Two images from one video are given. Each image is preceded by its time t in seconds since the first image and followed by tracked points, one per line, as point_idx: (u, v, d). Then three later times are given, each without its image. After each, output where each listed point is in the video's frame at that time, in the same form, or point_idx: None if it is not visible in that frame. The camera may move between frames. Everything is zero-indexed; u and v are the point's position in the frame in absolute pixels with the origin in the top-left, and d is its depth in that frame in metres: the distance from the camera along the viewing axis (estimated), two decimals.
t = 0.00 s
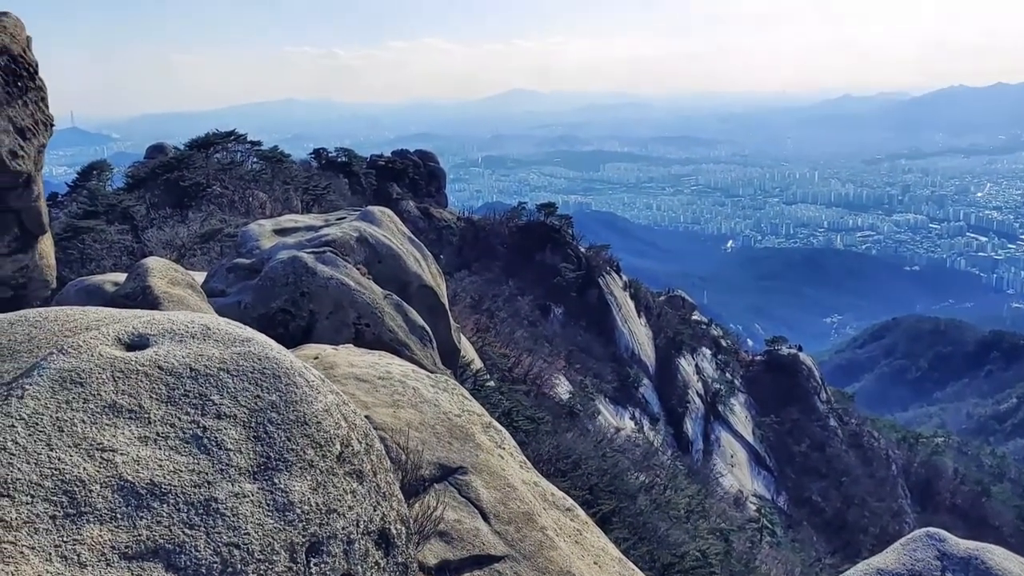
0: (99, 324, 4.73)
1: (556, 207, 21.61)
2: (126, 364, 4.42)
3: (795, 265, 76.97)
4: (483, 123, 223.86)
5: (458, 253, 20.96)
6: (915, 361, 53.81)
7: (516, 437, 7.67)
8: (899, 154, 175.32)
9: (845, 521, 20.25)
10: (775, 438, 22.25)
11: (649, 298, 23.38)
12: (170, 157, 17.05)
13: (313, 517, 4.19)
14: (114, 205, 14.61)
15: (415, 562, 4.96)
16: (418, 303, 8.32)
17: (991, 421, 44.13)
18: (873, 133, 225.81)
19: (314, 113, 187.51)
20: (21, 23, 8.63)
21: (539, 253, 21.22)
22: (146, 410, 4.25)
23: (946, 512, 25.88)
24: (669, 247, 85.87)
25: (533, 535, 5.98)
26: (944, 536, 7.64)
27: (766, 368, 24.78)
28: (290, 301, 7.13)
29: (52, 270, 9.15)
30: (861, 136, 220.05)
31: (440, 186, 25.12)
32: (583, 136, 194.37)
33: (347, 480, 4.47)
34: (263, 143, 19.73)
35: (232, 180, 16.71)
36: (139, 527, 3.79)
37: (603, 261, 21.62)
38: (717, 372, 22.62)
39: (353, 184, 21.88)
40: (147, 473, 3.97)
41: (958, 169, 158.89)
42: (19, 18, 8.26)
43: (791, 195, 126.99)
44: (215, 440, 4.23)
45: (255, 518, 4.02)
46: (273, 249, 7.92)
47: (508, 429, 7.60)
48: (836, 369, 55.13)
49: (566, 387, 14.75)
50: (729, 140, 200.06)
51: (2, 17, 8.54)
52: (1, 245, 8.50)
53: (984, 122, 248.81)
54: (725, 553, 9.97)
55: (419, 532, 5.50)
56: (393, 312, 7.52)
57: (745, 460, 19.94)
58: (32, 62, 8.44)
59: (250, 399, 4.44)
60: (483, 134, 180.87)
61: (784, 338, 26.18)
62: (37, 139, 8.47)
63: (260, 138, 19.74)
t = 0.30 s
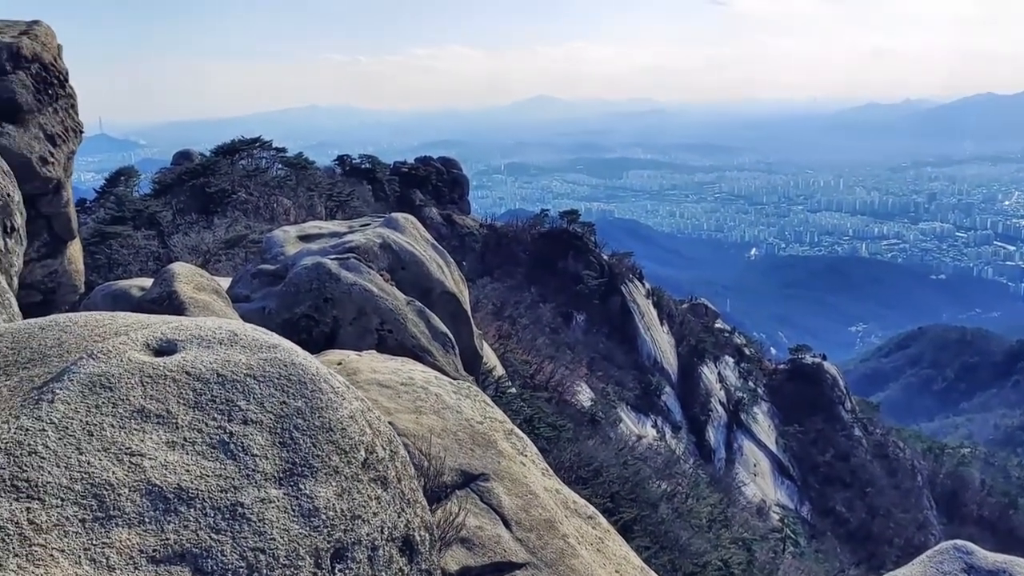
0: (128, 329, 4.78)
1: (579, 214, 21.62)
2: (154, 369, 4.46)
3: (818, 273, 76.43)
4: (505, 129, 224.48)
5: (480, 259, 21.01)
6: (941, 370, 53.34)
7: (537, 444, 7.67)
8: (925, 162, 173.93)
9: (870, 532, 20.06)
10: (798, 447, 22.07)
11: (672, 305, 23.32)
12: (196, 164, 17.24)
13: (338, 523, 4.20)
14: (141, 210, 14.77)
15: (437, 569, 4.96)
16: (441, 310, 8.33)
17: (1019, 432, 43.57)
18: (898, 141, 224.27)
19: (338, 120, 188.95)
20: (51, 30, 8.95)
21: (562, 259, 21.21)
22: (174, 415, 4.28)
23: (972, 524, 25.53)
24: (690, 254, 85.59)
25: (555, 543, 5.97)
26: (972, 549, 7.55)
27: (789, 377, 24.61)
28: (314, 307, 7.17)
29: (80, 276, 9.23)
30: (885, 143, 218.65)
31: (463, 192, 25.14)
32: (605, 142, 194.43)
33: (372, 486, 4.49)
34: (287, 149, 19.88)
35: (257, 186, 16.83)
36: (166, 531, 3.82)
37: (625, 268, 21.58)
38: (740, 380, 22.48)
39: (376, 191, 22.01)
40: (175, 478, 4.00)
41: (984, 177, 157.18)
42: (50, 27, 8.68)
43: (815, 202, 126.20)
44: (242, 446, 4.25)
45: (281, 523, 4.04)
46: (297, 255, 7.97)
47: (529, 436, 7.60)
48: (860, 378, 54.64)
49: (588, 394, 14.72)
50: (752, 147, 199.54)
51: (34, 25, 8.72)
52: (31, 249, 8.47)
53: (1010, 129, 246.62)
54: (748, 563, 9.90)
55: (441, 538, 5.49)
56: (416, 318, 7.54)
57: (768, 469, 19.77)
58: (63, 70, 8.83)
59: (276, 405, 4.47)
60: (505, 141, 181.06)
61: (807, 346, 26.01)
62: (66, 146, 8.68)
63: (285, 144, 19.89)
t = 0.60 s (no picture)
0: (156, 336, 4.81)
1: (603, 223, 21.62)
2: (182, 376, 4.48)
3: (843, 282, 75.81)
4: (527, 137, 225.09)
5: (503, 267, 21.04)
6: (970, 382, 52.79)
7: (559, 453, 7.65)
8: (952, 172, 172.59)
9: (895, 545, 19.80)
10: (823, 458, 21.86)
11: (695, 314, 23.22)
12: (222, 172, 17.41)
13: (363, 531, 4.21)
14: (168, 217, 14.93)
15: None
16: (465, 317, 8.35)
17: None
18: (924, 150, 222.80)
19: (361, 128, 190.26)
20: (82, 39, 9.08)
21: (585, 267, 21.18)
22: (201, 421, 4.30)
23: (999, 537, 25.16)
24: (713, 262, 85.22)
25: (577, 553, 5.95)
26: (1001, 563, 7.44)
27: (815, 387, 24.42)
28: (338, 314, 7.20)
29: (108, 281, 9.32)
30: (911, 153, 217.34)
31: (487, 200, 25.15)
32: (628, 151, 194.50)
33: (396, 495, 4.50)
34: (312, 157, 20.00)
35: (282, 194, 16.97)
36: (193, 537, 3.83)
37: (649, 277, 21.53)
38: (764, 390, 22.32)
39: (400, 199, 22.12)
40: (202, 484, 4.01)
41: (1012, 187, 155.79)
42: (80, 38, 8.80)
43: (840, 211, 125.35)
44: (268, 453, 4.27)
45: (306, 531, 4.05)
46: (322, 262, 8.01)
47: (552, 445, 7.59)
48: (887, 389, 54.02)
49: (611, 403, 14.68)
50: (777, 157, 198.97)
51: (64, 34, 8.85)
52: (59, 255, 8.56)
53: None
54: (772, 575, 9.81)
55: (465, 547, 5.48)
56: (440, 326, 7.55)
57: (793, 481, 19.58)
58: (94, 79, 8.97)
59: (302, 413, 4.48)
60: (528, 150, 181.33)
61: (833, 356, 25.80)
62: (96, 154, 8.81)
63: (310, 152, 20.02)
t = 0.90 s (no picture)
0: (179, 345, 4.84)
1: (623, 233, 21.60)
2: (204, 386, 4.50)
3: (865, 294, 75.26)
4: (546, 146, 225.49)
5: (523, 277, 21.05)
6: (993, 396, 51.99)
7: (579, 464, 7.62)
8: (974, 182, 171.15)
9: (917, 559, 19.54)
10: (845, 470, 21.65)
11: (715, 325, 23.13)
12: (244, 182, 17.54)
13: (384, 542, 4.20)
14: (190, 226, 15.05)
15: None
16: (484, 328, 8.35)
17: None
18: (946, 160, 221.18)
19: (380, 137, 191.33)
20: (108, 50, 9.18)
21: (604, 277, 21.16)
22: (223, 431, 4.32)
23: None
24: (732, 272, 84.87)
25: (596, 564, 5.91)
26: None
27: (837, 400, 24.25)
28: (358, 324, 7.22)
29: (131, 290, 9.38)
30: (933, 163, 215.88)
31: (506, 210, 25.17)
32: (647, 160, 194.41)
33: (417, 506, 4.50)
34: (333, 166, 20.11)
35: (303, 204, 17.07)
36: (215, 546, 3.83)
37: (669, 287, 21.46)
38: (785, 401, 22.17)
39: (420, 208, 22.20)
40: (224, 494, 4.02)
41: None
42: (106, 49, 8.91)
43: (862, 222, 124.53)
44: (289, 462, 4.28)
45: (327, 541, 4.04)
46: (342, 272, 8.04)
47: (571, 456, 7.55)
48: (909, 402, 53.46)
49: (631, 414, 14.61)
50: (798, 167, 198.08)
51: (91, 45, 8.96)
52: (84, 264, 8.64)
53: None
54: None
55: (483, 557, 5.39)
56: (459, 336, 7.56)
57: (814, 493, 19.39)
58: (119, 90, 9.07)
59: (324, 423, 4.50)
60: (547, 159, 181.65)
61: (855, 368, 25.59)
62: (121, 164, 8.90)
63: (330, 162, 20.14)
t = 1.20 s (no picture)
0: (201, 355, 4.86)
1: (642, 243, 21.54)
2: (225, 395, 4.52)
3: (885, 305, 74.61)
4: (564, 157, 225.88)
5: (541, 288, 21.04)
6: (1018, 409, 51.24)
7: (597, 475, 7.58)
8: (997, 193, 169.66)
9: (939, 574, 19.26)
10: (866, 483, 21.42)
11: (735, 336, 23.01)
12: (264, 192, 17.66)
13: (403, 552, 4.19)
14: (210, 236, 15.16)
15: None
16: (502, 338, 8.35)
17: None
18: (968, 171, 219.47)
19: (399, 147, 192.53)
20: (131, 61, 9.29)
21: (623, 288, 21.11)
22: (243, 440, 4.33)
23: None
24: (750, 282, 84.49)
25: None
26: None
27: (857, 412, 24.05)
28: (376, 333, 7.23)
29: (152, 299, 9.45)
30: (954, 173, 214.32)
31: (525, 221, 25.18)
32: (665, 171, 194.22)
33: (435, 516, 4.48)
34: (352, 176, 20.20)
35: (323, 214, 17.17)
36: (235, 555, 3.83)
37: (688, 298, 21.39)
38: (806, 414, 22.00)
39: (438, 219, 22.27)
40: (244, 503, 4.02)
41: None
42: (130, 61, 9.02)
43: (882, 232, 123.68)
44: (309, 472, 4.28)
45: (346, 551, 4.02)
46: (361, 281, 8.05)
47: (589, 467, 7.51)
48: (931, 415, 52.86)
49: (649, 426, 14.53)
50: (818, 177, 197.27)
51: (114, 57, 9.06)
52: (105, 274, 8.70)
53: None
54: None
55: (501, 568, 5.32)
56: (478, 346, 7.55)
57: (835, 506, 19.19)
58: (142, 101, 9.16)
59: (343, 433, 4.50)
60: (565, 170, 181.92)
61: (876, 380, 25.37)
62: (143, 175, 8.98)
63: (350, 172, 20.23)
